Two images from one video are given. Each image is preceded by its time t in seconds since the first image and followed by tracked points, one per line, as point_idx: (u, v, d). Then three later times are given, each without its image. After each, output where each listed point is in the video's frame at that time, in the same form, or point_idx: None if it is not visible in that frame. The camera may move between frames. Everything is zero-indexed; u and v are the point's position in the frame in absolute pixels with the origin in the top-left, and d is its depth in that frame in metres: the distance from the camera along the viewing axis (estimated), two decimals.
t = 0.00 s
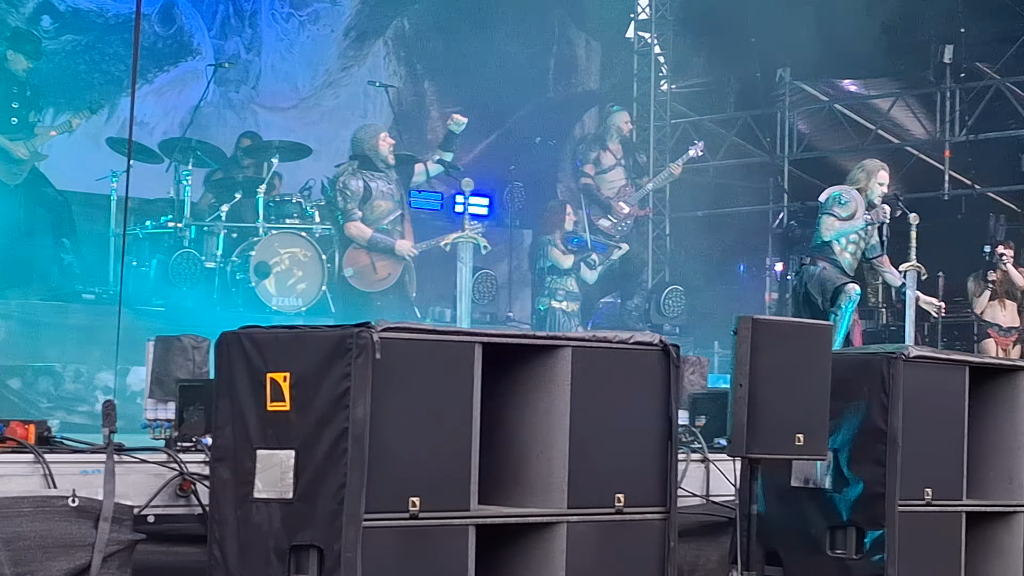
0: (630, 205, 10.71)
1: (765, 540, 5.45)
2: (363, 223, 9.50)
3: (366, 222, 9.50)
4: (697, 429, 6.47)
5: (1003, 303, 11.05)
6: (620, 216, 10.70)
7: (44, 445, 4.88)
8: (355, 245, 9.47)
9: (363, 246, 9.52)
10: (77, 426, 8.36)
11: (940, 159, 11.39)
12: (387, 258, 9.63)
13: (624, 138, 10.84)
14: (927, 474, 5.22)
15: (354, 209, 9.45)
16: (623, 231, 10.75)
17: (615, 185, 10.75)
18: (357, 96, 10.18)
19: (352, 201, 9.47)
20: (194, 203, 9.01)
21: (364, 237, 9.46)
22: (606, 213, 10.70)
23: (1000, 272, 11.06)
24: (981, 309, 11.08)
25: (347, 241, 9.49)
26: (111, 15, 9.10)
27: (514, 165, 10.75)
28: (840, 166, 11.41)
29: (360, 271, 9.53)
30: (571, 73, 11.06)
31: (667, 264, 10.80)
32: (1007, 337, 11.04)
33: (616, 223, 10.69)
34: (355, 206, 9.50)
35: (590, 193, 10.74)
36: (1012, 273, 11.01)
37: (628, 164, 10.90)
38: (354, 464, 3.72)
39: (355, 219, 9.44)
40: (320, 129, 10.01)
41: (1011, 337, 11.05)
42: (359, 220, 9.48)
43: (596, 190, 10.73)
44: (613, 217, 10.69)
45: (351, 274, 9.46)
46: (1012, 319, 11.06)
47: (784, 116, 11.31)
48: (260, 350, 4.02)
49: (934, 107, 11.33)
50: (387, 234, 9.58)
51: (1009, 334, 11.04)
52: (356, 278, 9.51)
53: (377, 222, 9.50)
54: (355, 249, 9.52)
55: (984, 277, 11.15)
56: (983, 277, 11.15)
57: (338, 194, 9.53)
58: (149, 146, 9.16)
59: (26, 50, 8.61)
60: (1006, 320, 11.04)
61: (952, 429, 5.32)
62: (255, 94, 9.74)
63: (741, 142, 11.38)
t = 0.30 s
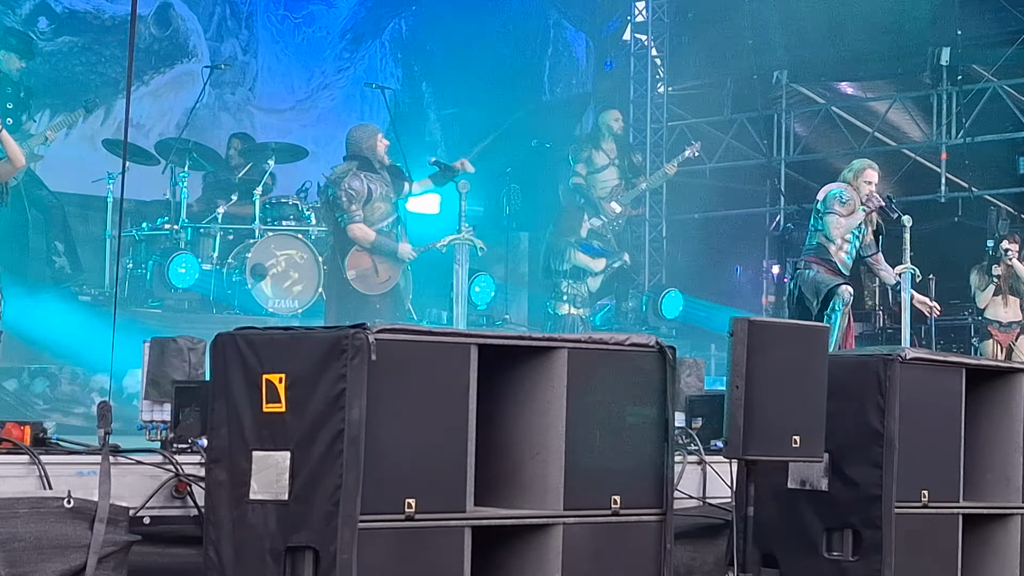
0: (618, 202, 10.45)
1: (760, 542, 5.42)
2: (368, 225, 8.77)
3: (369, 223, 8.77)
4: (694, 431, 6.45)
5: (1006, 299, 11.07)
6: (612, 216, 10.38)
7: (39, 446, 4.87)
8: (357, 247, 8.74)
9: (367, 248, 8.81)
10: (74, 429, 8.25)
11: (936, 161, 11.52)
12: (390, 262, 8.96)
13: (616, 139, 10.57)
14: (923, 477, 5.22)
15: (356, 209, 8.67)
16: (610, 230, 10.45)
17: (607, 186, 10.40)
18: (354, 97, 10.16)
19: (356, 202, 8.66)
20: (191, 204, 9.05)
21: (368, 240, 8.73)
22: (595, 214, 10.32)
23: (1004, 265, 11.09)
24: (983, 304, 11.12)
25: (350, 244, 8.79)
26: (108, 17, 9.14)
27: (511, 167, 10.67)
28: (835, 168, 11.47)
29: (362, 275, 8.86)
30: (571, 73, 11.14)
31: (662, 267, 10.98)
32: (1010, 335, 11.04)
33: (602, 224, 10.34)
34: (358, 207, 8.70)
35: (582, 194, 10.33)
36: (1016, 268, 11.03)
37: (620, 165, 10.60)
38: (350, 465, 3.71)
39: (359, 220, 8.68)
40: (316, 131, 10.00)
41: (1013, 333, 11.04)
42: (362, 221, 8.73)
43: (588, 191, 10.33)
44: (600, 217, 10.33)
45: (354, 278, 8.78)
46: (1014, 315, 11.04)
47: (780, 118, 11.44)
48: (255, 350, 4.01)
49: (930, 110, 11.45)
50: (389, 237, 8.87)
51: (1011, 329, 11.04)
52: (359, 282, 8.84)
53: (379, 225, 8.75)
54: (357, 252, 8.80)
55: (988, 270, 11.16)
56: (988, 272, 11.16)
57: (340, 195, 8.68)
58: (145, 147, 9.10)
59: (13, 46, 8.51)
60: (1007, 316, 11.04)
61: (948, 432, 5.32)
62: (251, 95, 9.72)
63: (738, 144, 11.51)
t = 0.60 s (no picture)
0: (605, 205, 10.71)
1: (761, 544, 5.41)
2: (376, 228, 9.55)
3: (377, 226, 9.55)
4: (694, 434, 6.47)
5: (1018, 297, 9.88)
6: (599, 217, 10.68)
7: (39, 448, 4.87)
8: (367, 250, 9.52)
9: (375, 250, 9.54)
10: (72, 430, 8.37)
11: (937, 163, 11.47)
12: (397, 264, 9.66)
13: (603, 141, 10.84)
14: (924, 480, 5.22)
15: (366, 213, 9.50)
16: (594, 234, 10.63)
17: (597, 187, 10.73)
18: (355, 100, 9.82)
19: (366, 205, 9.50)
20: (192, 207, 8.91)
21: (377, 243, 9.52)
22: (584, 215, 10.61)
23: (1014, 274, 11.29)
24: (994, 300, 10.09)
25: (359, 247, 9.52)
26: (107, 19, 8.85)
27: (511, 169, 10.37)
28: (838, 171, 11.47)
29: (371, 276, 9.56)
30: (571, 76, 10.77)
31: (662, 269, 11.05)
32: None
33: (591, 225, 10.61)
34: (367, 210, 9.52)
35: (573, 197, 10.61)
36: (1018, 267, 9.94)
37: (610, 167, 10.86)
38: (350, 468, 3.71)
39: (367, 224, 9.49)
40: (315, 135, 9.68)
41: None
42: (371, 223, 9.53)
43: (578, 193, 10.65)
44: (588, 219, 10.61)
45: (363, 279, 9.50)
46: None
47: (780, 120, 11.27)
48: (255, 353, 4.01)
49: (931, 111, 11.55)
50: (396, 239, 9.63)
51: None
52: (367, 284, 9.55)
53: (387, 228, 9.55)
54: (366, 253, 9.52)
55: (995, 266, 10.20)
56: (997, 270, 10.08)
57: (352, 197, 9.52)
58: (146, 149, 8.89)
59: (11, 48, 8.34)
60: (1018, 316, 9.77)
61: (949, 434, 5.31)
62: (250, 98, 9.42)
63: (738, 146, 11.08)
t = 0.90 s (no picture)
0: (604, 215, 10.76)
1: (762, 551, 5.41)
2: (394, 236, 9.54)
3: (394, 234, 9.53)
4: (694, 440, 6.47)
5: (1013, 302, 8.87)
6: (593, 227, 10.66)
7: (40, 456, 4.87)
8: (384, 257, 9.53)
9: (392, 258, 9.54)
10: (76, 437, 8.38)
11: (937, 169, 11.45)
12: (415, 271, 9.69)
13: (594, 147, 10.81)
14: (925, 487, 5.23)
15: (383, 220, 9.47)
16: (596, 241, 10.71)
17: (587, 196, 10.70)
18: (356, 106, 9.81)
19: (383, 213, 9.48)
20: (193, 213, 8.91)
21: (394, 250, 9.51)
22: (577, 222, 10.61)
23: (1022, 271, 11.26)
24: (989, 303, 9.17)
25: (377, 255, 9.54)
26: (110, 26, 8.79)
27: (512, 175, 10.38)
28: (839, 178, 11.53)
29: (389, 283, 9.58)
30: (570, 83, 10.76)
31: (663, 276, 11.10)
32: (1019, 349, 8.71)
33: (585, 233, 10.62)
34: (385, 218, 9.51)
35: (564, 206, 10.58)
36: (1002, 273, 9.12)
37: (599, 174, 10.84)
38: (351, 475, 3.72)
39: (384, 232, 9.47)
40: (317, 141, 9.65)
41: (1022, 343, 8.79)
42: (388, 231, 9.51)
43: (569, 201, 10.61)
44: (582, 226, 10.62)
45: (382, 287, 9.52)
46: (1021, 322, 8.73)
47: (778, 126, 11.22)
48: (256, 361, 4.02)
49: (932, 118, 11.51)
50: (413, 247, 9.63)
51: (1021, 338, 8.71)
52: (384, 290, 9.57)
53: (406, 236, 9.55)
54: (383, 261, 9.53)
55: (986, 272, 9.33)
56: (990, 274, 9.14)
57: (369, 205, 9.52)
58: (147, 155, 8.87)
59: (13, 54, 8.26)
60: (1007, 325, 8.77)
61: (950, 441, 5.31)
62: (251, 105, 9.40)
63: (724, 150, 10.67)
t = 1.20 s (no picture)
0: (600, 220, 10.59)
1: (766, 555, 5.38)
2: (402, 242, 9.60)
3: (403, 240, 9.60)
4: (699, 445, 6.46)
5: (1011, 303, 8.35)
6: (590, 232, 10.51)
7: (46, 462, 4.89)
8: (392, 263, 9.58)
9: (400, 263, 9.61)
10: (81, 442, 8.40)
11: (941, 173, 11.48)
12: (425, 278, 9.75)
13: (592, 154, 10.65)
14: (928, 491, 5.23)
15: (392, 227, 9.53)
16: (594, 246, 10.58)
17: (586, 203, 10.58)
18: (361, 112, 9.82)
19: (392, 220, 9.54)
20: (198, 218, 8.90)
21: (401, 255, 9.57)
22: (575, 227, 10.46)
23: None
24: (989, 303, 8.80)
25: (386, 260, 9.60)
26: (116, 32, 8.86)
27: (516, 179, 10.41)
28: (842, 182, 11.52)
29: (398, 288, 9.65)
30: (571, 89, 10.79)
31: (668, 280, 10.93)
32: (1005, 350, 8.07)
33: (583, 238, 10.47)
34: (394, 225, 9.57)
35: (561, 210, 10.48)
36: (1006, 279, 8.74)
37: (598, 180, 10.73)
38: (356, 481, 3.73)
39: (393, 238, 9.54)
40: (323, 145, 9.69)
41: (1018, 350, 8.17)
42: (397, 238, 9.57)
43: (567, 206, 10.51)
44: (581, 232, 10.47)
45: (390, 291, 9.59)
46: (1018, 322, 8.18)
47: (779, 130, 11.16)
48: (261, 367, 4.03)
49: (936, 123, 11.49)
50: (421, 253, 9.68)
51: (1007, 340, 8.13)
52: (394, 296, 9.64)
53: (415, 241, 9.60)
54: (391, 268, 9.59)
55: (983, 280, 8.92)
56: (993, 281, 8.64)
57: (380, 211, 9.56)
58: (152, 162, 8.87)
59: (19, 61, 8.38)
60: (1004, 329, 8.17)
61: (954, 445, 5.32)
62: (255, 111, 9.42)
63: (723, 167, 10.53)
